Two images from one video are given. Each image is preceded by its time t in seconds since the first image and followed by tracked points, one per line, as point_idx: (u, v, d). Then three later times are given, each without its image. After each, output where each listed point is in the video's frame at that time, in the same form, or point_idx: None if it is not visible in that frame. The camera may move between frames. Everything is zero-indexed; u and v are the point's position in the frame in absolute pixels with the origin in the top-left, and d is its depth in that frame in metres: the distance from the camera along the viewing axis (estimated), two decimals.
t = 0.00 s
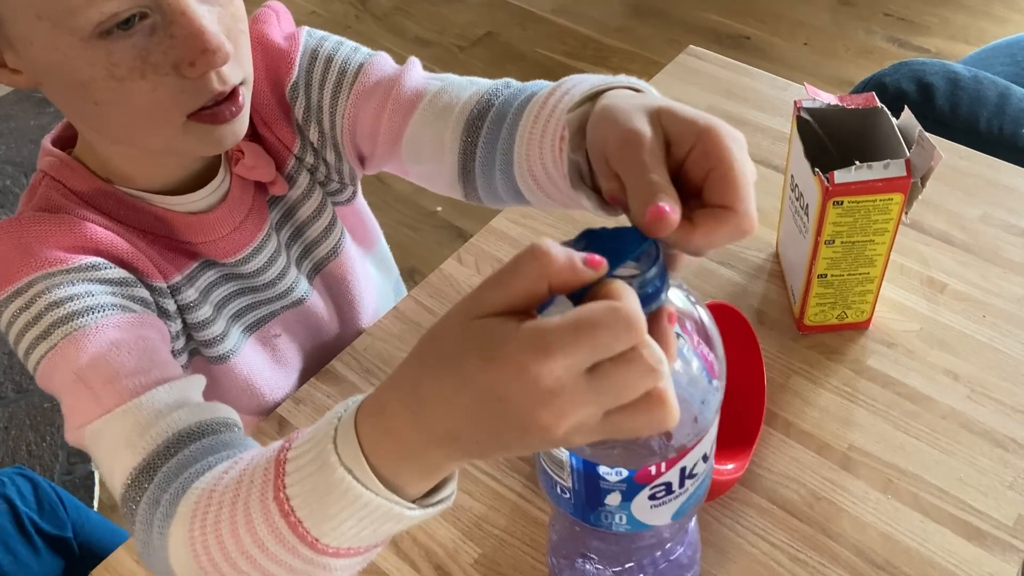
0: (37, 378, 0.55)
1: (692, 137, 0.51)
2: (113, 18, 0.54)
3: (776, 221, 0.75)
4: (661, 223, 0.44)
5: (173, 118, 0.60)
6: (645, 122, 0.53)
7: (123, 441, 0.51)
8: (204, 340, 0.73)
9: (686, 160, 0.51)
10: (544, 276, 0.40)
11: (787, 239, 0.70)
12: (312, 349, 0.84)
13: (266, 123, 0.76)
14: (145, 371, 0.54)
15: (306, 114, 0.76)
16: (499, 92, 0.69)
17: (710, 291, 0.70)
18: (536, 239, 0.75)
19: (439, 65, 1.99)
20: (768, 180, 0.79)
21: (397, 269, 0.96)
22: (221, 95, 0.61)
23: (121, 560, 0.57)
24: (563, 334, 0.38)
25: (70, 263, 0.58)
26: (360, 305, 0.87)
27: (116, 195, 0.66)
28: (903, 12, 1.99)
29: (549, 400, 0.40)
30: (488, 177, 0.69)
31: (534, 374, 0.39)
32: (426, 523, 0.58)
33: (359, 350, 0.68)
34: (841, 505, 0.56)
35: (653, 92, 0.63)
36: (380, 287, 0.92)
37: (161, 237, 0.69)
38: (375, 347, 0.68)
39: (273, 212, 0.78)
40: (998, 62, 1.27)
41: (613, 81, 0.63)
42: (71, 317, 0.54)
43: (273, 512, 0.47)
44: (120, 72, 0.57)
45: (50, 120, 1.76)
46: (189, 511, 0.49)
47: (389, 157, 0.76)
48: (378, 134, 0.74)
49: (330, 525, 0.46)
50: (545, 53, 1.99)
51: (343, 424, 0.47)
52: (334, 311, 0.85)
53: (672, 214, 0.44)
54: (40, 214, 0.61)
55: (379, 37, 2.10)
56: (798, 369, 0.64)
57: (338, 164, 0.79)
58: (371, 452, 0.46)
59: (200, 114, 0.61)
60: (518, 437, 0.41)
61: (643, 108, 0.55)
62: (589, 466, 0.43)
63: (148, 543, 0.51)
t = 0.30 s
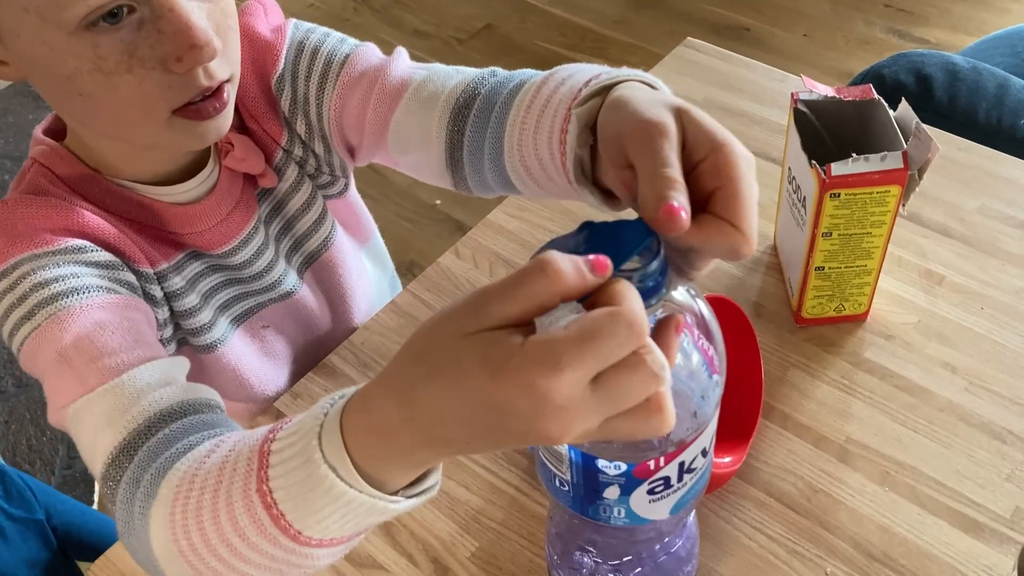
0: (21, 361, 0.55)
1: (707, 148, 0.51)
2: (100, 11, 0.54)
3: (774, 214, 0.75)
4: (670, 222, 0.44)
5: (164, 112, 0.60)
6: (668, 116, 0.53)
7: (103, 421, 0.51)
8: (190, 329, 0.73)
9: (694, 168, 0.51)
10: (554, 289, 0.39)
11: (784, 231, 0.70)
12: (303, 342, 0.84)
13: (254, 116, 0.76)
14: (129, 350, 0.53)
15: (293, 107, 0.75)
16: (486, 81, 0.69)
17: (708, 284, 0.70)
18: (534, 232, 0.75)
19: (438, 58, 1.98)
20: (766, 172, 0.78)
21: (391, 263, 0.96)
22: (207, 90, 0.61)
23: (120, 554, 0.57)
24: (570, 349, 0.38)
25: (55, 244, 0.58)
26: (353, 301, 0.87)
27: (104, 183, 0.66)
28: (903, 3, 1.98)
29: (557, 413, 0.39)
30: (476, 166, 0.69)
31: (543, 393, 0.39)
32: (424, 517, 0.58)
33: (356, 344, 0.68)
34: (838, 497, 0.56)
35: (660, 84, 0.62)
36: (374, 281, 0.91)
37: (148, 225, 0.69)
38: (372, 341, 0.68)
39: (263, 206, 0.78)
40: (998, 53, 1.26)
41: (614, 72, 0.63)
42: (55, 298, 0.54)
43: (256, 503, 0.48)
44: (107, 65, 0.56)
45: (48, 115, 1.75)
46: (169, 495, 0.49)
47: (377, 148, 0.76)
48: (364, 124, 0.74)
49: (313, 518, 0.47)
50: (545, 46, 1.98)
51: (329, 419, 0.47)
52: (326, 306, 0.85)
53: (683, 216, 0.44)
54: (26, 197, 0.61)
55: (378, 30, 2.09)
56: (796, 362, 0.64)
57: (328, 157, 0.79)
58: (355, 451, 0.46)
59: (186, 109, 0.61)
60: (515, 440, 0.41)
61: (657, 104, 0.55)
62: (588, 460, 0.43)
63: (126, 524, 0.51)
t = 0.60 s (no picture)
0: (8, 337, 0.55)
1: (712, 153, 0.50)
2: (98, 9, 0.53)
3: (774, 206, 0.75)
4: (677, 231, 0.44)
5: (161, 107, 0.60)
6: (669, 121, 0.52)
7: (87, 401, 0.51)
8: (181, 315, 0.73)
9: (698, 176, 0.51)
10: (562, 293, 0.39)
11: (784, 223, 0.69)
12: (298, 332, 0.84)
13: (245, 105, 0.75)
14: (116, 329, 0.53)
15: (284, 94, 0.75)
16: (476, 64, 0.69)
17: (707, 277, 0.70)
18: (533, 225, 0.75)
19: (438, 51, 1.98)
20: (765, 164, 0.78)
21: (389, 253, 0.96)
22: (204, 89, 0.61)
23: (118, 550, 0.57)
24: (576, 342, 0.38)
25: (45, 224, 0.58)
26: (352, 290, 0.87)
27: (97, 166, 0.66)
28: None
29: (555, 407, 0.39)
30: (470, 148, 0.69)
31: (544, 382, 0.39)
32: (422, 511, 0.58)
33: (355, 338, 0.68)
34: (837, 490, 0.56)
35: (664, 79, 0.63)
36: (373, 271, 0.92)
37: (140, 211, 0.69)
38: (371, 336, 0.68)
39: (258, 195, 0.78)
40: (999, 44, 1.26)
41: (613, 59, 0.63)
42: (44, 276, 0.54)
43: (241, 484, 0.48)
44: (104, 62, 0.56)
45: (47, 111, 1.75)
46: (152, 475, 0.49)
47: (370, 131, 0.75)
48: (356, 107, 0.74)
49: (301, 500, 0.47)
50: (545, 38, 1.97)
51: (318, 402, 0.47)
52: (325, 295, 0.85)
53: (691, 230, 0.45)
54: (15, 174, 0.61)
55: (377, 23, 2.09)
56: (795, 355, 0.64)
57: (323, 143, 0.79)
58: (346, 434, 0.46)
59: (182, 108, 0.61)
60: (509, 428, 0.41)
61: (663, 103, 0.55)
62: (582, 454, 0.43)
63: (107, 503, 0.51)
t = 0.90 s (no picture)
0: (5, 318, 0.55)
1: (705, 147, 0.51)
2: (112, 16, 0.53)
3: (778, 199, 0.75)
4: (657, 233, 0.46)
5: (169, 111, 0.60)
6: (666, 125, 0.52)
7: (89, 379, 0.51)
8: (179, 302, 0.73)
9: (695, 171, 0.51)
10: (569, 276, 0.39)
11: (788, 217, 0.69)
12: (301, 322, 0.84)
13: (252, 90, 0.76)
14: (113, 310, 0.53)
15: (291, 80, 0.75)
16: (484, 43, 0.68)
17: (712, 271, 0.70)
18: (536, 219, 0.75)
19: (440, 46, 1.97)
20: (770, 158, 0.78)
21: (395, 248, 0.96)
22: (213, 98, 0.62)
23: (124, 544, 0.58)
24: (584, 326, 0.39)
25: (44, 209, 0.58)
26: (355, 277, 0.87)
27: (97, 152, 0.66)
28: None
29: (562, 391, 0.40)
30: (483, 124, 0.69)
31: (551, 365, 0.39)
32: (427, 505, 0.58)
33: (359, 333, 0.68)
34: (841, 482, 0.56)
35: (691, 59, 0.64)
36: (378, 257, 0.92)
37: (140, 196, 0.69)
38: (375, 330, 0.68)
39: (264, 181, 0.78)
40: (1003, 37, 1.25)
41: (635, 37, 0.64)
42: (41, 259, 0.54)
43: (248, 466, 0.48)
44: (113, 68, 0.56)
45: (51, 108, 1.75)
46: (158, 455, 0.49)
47: (374, 114, 0.75)
48: (361, 90, 0.74)
49: (309, 483, 0.47)
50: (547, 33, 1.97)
51: (329, 384, 0.47)
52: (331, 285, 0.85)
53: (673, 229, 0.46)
54: (12, 160, 0.61)
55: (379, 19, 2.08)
56: (799, 348, 0.64)
57: (329, 127, 0.79)
58: (356, 416, 0.46)
59: (191, 116, 0.62)
60: (519, 417, 0.41)
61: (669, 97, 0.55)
62: (584, 445, 0.42)
63: (111, 483, 0.51)
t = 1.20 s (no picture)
0: (12, 316, 0.55)
1: (688, 138, 0.50)
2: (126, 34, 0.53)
3: (781, 195, 0.74)
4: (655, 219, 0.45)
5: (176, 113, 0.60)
6: (642, 124, 0.53)
7: (94, 379, 0.51)
8: (183, 300, 0.72)
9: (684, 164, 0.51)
10: (561, 265, 0.39)
11: (791, 213, 0.69)
12: (303, 319, 0.84)
13: (261, 85, 0.75)
14: (120, 311, 0.53)
15: (299, 77, 0.75)
16: (492, 52, 0.68)
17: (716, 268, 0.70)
18: (538, 216, 0.75)
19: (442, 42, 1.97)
20: (773, 153, 0.78)
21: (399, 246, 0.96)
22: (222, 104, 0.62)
23: (127, 543, 0.58)
24: (572, 315, 0.39)
25: (49, 207, 0.58)
26: (359, 275, 0.87)
27: (103, 148, 0.66)
28: None
29: (553, 379, 0.40)
30: (485, 141, 0.69)
31: (540, 352, 0.39)
32: (430, 503, 0.58)
33: (362, 331, 0.68)
34: (845, 479, 0.56)
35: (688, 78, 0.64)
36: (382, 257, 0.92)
37: (145, 192, 0.69)
38: (378, 328, 0.68)
39: (269, 178, 0.78)
40: (1007, 31, 1.25)
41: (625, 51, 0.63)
42: (47, 259, 0.54)
43: (254, 462, 0.47)
44: (123, 75, 0.56)
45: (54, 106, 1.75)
46: (164, 455, 0.49)
47: (380, 117, 0.75)
48: (369, 94, 0.74)
49: (312, 476, 0.47)
50: (549, 28, 1.96)
51: (332, 378, 0.47)
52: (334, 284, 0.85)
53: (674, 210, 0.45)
54: (17, 157, 0.61)
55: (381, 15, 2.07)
56: (803, 344, 0.64)
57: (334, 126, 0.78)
58: (360, 412, 0.46)
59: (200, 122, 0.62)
60: (518, 412, 0.42)
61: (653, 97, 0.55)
62: (585, 441, 0.42)
63: (119, 484, 0.51)
